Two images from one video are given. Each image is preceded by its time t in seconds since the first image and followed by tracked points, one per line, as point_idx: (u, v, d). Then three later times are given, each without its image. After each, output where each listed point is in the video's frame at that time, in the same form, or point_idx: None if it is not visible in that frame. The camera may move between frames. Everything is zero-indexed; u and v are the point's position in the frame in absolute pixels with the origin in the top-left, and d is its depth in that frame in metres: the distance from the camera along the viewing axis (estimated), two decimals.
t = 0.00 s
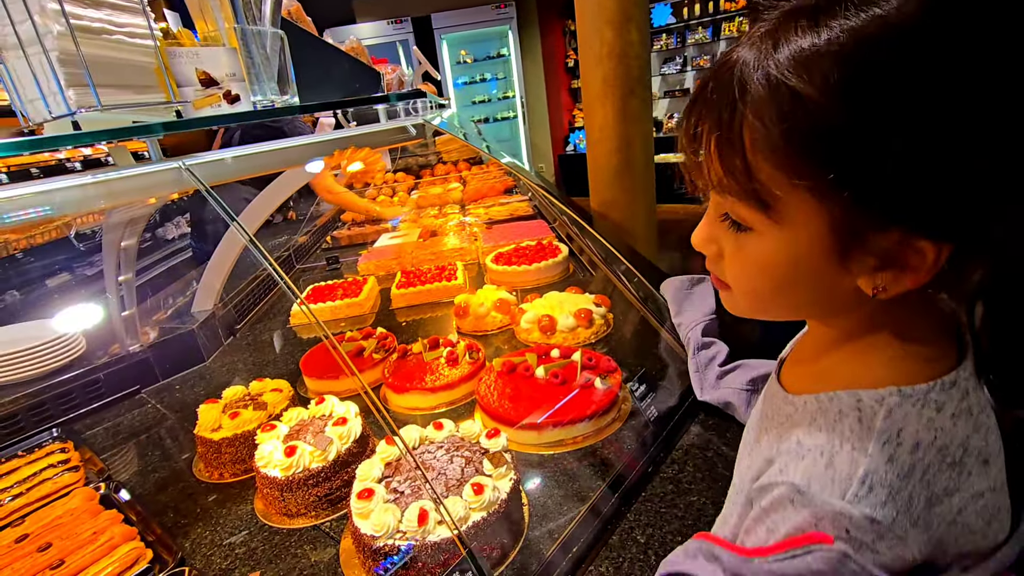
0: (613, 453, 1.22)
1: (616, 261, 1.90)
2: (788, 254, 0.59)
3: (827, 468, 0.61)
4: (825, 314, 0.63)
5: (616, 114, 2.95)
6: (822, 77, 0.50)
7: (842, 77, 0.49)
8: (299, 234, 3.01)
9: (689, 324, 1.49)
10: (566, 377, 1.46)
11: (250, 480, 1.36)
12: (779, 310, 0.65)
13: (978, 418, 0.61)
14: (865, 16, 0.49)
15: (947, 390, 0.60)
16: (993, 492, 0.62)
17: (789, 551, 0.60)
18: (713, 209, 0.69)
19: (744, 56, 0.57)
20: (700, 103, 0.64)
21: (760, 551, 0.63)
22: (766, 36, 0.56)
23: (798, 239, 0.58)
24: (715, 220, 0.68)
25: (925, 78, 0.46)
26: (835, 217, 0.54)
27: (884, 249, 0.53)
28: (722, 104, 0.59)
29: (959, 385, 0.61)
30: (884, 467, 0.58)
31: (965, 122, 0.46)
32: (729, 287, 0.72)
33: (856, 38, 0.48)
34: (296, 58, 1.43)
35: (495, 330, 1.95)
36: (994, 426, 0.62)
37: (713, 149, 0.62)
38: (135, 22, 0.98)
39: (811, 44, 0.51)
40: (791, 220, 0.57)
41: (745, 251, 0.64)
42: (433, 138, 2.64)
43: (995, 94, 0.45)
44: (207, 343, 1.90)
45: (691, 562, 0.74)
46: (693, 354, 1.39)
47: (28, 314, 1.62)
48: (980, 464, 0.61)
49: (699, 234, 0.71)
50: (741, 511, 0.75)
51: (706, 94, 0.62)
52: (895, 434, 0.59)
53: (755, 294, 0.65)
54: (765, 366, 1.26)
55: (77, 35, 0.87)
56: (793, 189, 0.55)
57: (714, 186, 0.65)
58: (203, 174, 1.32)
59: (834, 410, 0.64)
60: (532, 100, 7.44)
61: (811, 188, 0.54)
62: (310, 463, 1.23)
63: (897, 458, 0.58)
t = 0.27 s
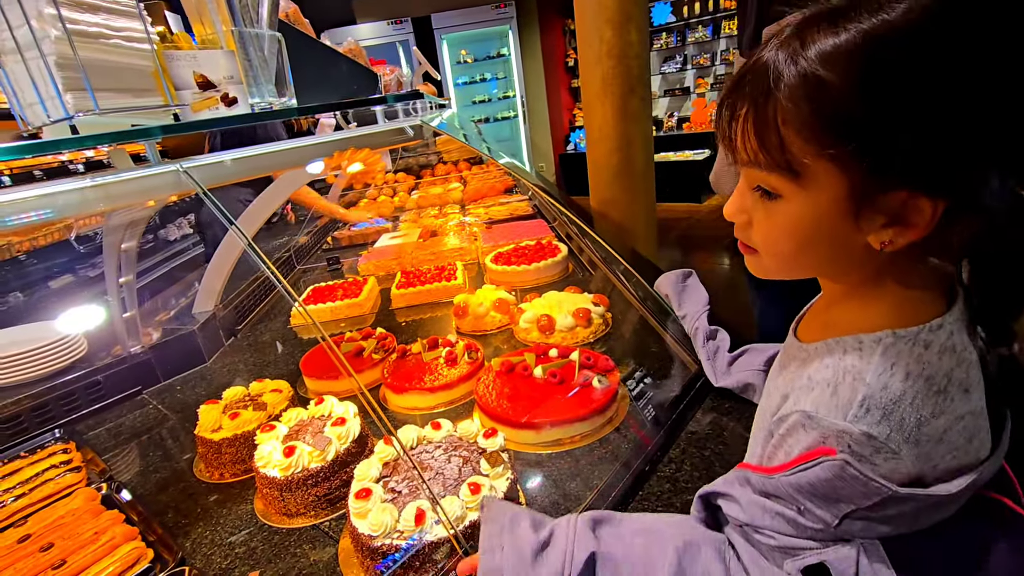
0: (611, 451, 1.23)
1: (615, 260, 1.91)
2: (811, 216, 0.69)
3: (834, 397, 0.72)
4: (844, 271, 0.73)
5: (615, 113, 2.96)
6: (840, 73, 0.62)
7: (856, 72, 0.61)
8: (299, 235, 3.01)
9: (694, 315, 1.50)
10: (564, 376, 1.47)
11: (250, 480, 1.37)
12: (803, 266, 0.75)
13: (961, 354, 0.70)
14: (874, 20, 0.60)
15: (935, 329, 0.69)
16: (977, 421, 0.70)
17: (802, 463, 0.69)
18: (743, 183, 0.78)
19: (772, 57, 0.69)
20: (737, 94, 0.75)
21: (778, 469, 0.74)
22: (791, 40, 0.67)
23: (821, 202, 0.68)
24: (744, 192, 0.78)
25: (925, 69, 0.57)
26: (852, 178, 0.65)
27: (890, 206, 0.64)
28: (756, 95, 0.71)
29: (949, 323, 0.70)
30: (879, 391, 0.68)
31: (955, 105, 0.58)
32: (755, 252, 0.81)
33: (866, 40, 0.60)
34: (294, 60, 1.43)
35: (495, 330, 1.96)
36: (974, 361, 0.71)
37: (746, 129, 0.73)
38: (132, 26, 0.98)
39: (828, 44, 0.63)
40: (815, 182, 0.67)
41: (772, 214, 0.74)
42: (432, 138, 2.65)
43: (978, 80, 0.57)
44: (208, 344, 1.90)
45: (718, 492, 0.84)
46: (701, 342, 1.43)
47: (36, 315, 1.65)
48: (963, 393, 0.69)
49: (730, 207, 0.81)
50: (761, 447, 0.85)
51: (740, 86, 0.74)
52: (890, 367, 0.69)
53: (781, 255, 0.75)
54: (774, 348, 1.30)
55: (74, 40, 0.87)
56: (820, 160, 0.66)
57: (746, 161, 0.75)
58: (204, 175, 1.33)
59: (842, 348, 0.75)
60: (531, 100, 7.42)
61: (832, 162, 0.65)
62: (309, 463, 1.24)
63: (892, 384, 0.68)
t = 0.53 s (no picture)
0: (604, 449, 1.23)
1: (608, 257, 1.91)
2: (821, 197, 0.68)
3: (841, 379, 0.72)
4: (847, 254, 0.73)
5: (609, 111, 2.95)
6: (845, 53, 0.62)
7: (862, 50, 0.61)
8: (293, 235, 2.96)
9: (687, 311, 1.58)
10: (557, 374, 1.47)
11: (243, 481, 1.37)
12: (807, 252, 0.74)
13: (963, 332, 0.71)
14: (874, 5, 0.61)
15: (937, 308, 0.70)
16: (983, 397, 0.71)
17: (815, 446, 0.70)
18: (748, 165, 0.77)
19: (773, 45, 0.69)
20: (741, 81, 0.74)
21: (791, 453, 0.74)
22: (793, 27, 0.68)
23: (828, 181, 0.67)
24: (750, 175, 0.77)
25: (931, 46, 0.59)
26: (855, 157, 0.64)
27: (895, 185, 0.65)
28: (761, 81, 0.70)
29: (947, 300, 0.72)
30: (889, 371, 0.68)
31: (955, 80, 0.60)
32: (760, 238, 0.80)
33: (868, 21, 0.61)
34: (283, 61, 1.43)
35: (489, 329, 1.96)
36: (976, 338, 0.72)
37: (750, 115, 0.73)
38: (117, 27, 0.97)
39: (832, 27, 0.63)
40: (823, 164, 0.67)
41: (778, 197, 0.72)
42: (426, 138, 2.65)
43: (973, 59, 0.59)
44: (201, 346, 1.90)
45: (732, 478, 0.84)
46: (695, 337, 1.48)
47: (28, 318, 1.61)
48: (968, 370, 0.69)
49: (735, 192, 0.79)
50: (771, 433, 0.85)
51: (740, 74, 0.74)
52: (898, 345, 0.69)
53: (789, 239, 0.74)
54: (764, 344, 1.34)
55: (59, 41, 0.87)
56: (823, 143, 0.66)
57: (753, 144, 0.74)
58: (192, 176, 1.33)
59: (850, 331, 0.74)
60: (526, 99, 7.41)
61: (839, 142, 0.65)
62: (301, 464, 1.24)
63: (902, 363, 0.68)
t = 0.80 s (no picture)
0: (589, 451, 1.24)
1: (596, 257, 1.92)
2: (782, 215, 0.68)
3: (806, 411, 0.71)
4: (809, 271, 0.72)
5: (597, 112, 2.96)
6: (803, 63, 0.61)
7: (820, 60, 0.60)
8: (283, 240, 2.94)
9: (671, 311, 1.57)
10: (543, 376, 1.48)
11: (230, 487, 1.37)
12: (768, 269, 0.73)
13: (929, 357, 0.71)
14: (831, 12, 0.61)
15: (902, 333, 0.70)
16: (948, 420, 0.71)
17: (782, 484, 0.68)
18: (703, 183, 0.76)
19: (729, 53, 0.68)
20: (695, 93, 0.73)
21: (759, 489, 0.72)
22: (747, 35, 0.67)
23: (787, 200, 0.67)
24: (705, 193, 0.76)
25: (882, 57, 0.59)
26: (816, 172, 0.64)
27: (854, 204, 0.65)
28: (715, 92, 0.69)
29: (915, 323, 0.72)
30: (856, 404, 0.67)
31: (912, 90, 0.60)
32: (717, 257, 0.79)
33: (825, 29, 0.60)
34: (267, 68, 1.43)
35: (478, 332, 1.97)
36: (942, 362, 0.72)
37: (706, 131, 0.71)
38: (94, 36, 0.97)
39: (789, 35, 0.62)
40: (781, 184, 0.66)
41: (735, 217, 0.72)
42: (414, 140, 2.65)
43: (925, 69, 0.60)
44: (190, 351, 1.88)
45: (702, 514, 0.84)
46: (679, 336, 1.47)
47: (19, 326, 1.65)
48: (935, 396, 0.70)
49: (691, 210, 0.78)
50: (739, 463, 0.83)
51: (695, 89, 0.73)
52: (863, 376, 0.68)
53: (750, 257, 0.73)
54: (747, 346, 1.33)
55: (34, 51, 0.87)
56: (781, 160, 0.65)
57: (707, 161, 0.73)
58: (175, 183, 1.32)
59: (813, 356, 0.74)
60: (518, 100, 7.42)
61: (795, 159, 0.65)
62: (286, 470, 1.24)
63: (867, 395, 0.67)
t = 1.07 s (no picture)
0: (576, 448, 1.24)
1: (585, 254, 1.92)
2: (694, 261, 0.59)
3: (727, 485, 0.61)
4: (734, 318, 0.65)
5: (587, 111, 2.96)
6: (715, 82, 0.52)
7: (735, 79, 0.51)
8: (273, 241, 2.91)
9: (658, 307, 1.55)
10: (531, 373, 1.48)
11: (218, 489, 1.37)
12: (692, 317, 0.65)
13: (867, 418, 0.65)
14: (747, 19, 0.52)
15: (835, 391, 0.64)
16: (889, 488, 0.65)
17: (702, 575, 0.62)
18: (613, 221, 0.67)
19: (637, 65, 0.58)
20: (595, 115, 0.62)
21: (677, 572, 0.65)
22: (651, 45, 0.57)
23: (697, 243, 0.59)
24: (616, 231, 0.67)
25: (802, 79, 0.51)
26: (736, 211, 0.55)
27: (778, 249, 0.57)
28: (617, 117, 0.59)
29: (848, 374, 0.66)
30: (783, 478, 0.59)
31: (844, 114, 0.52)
32: (633, 301, 0.70)
33: (740, 42, 0.51)
34: (250, 67, 1.43)
35: (468, 331, 1.97)
36: (884, 423, 0.66)
37: (607, 162, 0.62)
38: (72, 36, 0.97)
39: (701, 47, 0.53)
40: (695, 231, 0.58)
41: (645, 258, 0.63)
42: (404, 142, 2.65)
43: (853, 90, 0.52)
44: (179, 354, 1.88)
45: None
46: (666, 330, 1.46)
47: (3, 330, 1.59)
48: (874, 465, 0.64)
49: (601, 247, 0.69)
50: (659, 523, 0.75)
51: (594, 105, 0.63)
52: (791, 442, 0.61)
53: (668, 303, 0.64)
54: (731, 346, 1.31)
55: (10, 52, 0.87)
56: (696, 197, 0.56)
57: (612, 195, 0.64)
58: (161, 184, 1.31)
59: (737, 417, 0.65)
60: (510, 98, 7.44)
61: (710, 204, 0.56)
62: (274, 470, 1.23)
63: (793, 466, 0.60)
